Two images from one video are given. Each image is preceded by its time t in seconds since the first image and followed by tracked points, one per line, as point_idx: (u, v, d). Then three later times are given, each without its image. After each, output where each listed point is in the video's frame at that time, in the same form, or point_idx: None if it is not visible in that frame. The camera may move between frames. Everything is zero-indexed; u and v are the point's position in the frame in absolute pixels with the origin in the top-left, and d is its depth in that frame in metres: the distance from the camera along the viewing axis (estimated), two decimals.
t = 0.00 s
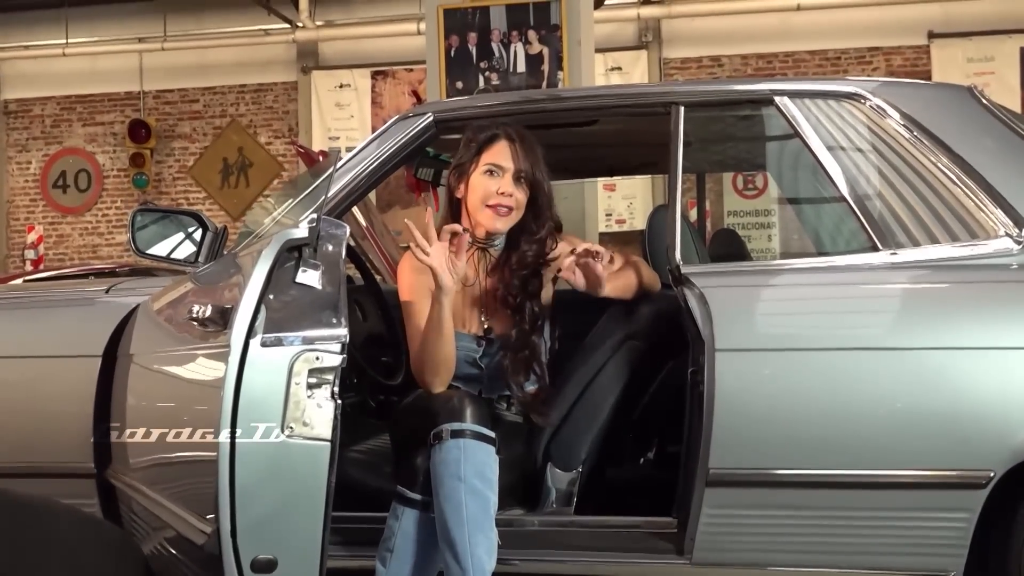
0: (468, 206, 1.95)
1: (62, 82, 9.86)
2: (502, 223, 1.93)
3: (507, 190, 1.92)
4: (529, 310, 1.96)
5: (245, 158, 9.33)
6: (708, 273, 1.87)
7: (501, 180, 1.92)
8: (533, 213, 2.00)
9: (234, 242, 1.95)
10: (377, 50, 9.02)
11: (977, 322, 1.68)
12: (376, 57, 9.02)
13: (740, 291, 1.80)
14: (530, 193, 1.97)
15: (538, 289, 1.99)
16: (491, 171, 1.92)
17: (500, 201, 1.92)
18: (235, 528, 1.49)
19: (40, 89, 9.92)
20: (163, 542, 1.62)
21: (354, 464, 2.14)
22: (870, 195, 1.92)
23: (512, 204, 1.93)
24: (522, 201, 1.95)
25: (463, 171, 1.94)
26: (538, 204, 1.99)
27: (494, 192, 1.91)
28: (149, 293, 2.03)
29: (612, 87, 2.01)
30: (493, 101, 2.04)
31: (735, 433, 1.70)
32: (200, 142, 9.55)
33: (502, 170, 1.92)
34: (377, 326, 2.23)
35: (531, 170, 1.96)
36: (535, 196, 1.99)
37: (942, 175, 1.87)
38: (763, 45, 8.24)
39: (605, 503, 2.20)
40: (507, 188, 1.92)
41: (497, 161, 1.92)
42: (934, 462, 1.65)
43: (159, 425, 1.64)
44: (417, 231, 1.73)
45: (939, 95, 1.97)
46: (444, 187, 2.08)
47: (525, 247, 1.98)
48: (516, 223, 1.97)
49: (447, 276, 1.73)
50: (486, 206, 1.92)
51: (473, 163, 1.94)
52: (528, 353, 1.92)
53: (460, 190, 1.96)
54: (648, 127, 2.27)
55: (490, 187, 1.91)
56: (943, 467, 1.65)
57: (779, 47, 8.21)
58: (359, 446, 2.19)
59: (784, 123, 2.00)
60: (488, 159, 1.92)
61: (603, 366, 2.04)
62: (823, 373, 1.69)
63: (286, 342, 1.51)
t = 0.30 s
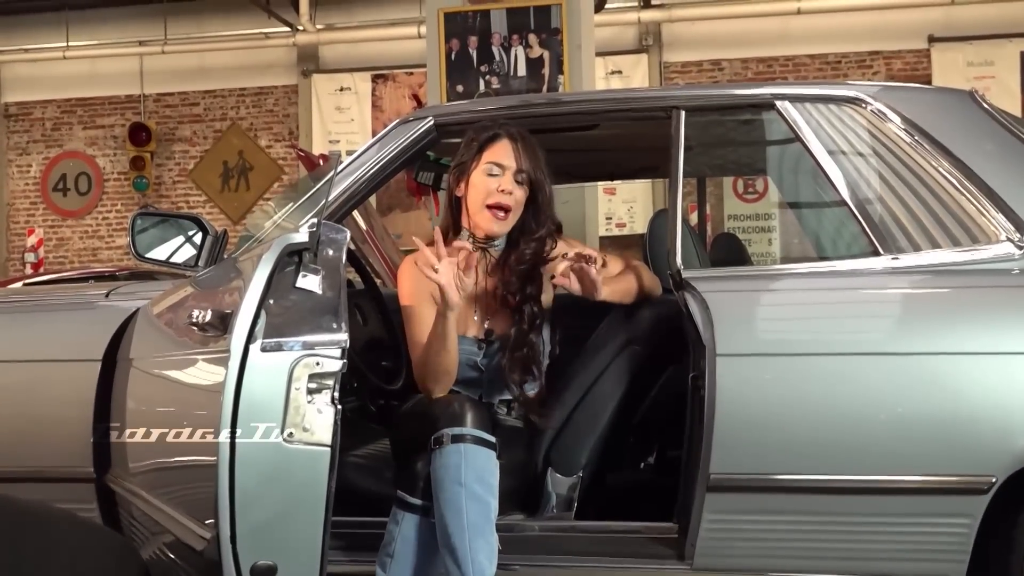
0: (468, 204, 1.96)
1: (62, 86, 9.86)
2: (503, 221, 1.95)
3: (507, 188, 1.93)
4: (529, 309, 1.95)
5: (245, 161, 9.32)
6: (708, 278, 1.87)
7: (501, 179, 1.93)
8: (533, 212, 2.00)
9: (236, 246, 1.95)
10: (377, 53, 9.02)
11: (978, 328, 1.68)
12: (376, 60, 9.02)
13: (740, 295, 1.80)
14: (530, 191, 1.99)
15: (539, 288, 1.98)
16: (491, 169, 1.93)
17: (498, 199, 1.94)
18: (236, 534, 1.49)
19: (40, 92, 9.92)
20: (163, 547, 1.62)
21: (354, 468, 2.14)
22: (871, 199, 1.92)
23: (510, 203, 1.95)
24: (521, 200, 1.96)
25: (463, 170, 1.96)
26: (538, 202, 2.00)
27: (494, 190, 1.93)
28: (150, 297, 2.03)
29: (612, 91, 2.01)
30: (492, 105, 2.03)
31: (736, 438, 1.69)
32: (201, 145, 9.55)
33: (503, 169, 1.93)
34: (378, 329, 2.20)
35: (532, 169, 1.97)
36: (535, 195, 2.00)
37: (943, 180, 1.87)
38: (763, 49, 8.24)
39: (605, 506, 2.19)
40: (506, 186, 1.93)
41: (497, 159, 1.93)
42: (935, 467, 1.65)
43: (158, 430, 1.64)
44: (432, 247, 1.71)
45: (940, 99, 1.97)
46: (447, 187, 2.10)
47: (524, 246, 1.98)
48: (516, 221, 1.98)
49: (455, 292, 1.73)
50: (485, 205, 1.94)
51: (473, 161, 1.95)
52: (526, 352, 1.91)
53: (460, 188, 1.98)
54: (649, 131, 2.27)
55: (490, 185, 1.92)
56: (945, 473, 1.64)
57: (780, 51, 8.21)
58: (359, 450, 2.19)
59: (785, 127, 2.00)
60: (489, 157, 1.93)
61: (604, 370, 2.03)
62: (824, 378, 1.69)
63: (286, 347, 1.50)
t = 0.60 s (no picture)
0: (471, 207, 1.98)
1: (63, 89, 9.87)
2: (506, 223, 1.96)
3: (510, 190, 1.95)
4: (530, 312, 1.96)
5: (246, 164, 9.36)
6: (710, 282, 1.86)
7: (504, 181, 1.94)
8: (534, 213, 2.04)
9: (236, 249, 1.95)
10: (379, 56, 9.02)
11: (983, 333, 1.67)
12: (377, 64, 9.01)
13: (743, 300, 1.80)
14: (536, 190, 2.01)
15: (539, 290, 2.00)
16: (494, 172, 1.94)
17: (501, 201, 1.95)
18: (237, 538, 1.48)
19: (41, 96, 9.93)
20: (162, 551, 1.60)
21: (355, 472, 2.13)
22: (875, 203, 1.91)
23: (514, 204, 1.96)
24: (524, 201, 1.98)
25: (465, 173, 1.97)
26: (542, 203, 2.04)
27: (497, 193, 1.94)
28: (151, 300, 2.02)
29: (615, 94, 2.00)
30: (494, 108, 2.03)
31: (739, 443, 1.68)
32: (202, 148, 9.56)
33: (505, 172, 1.94)
34: (380, 333, 2.18)
35: (535, 171, 1.98)
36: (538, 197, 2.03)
37: (947, 184, 1.86)
38: (765, 53, 8.25)
39: (608, 512, 2.19)
40: (509, 188, 1.94)
41: (500, 162, 1.93)
42: (938, 473, 1.64)
43: (160, 434, 1.64)
44: (417, 225, 1.72)
45: (944, 103, 1.97)
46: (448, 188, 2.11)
47: (523, 247, 2.03)
48: (519, 223, 2.01)
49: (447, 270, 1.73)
50: (489, 207, 1.96)
51: (475, 164, 1.95)
52: (529, 355, 1.93)
53: (462, 191, 1.99)
54: (652, 134, 2.27)
55: (493, 188, 1.94)
56: (949, 479, 1.63)
57: (781, 55, 8.22)
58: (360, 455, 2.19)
59: (789, 130, 1.99)
60: (491, 160, 1.93)
61: (606, 375, 2.01)
62: (827, 382, 1.68)
63: (289, 351, 1.49)
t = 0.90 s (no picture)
0: (469, 202, 1.98)
1: (63, 90, 9.86)
2: (503, 216, 1.96)
3: (506, 182, 1.94)
4: (530, 311, 1.96)
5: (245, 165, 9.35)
6: (711, 283, 1.86)
7: (500, 173, 1.94)
8: (533, 210, 2.02)
9: (236, 250, 1.94)
10: (378, 57, 9.01)
11: (984, 335, 1.66)
12: (376, 65, 9.01)
13: (743, 301, 1.79)
14: (531, 189, 1.99)
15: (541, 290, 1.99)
16: (491, 164, 1.94)
17: (498, 193, 1.94)
18: (237, 540, 1.48)
19: (40, 96, 9.92)
20: (161, 553, 1.60)
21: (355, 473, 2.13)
22: (877, 204, 1.90)
23: (510, 197, 1.96)
24: (522, 196, 1.97)
25: (466, 168, 1.98)
26: (536, 203, 2.01)
27: (494, 184, 1.94)
28: (150, 301, 2.02)
29: (615, 95, 2.00)
30: (494, 108, 2.03)
31: (740, 445, 1.68)
32: (201, 149, 9.56)
33: (502, 164, 1.94)
34: (380, 334, 2.18)
35: (532, 166, 1.97)
36: (536, 194, 2.00)
37: (949, 185, 1.86)
38: (765, 55, 8.25)
39: (607, 516, 2.17)
40: (505, 180, 1.94)
41: (497, 154, 1.93)
42: (939, 475, 1.63)
43: (159, 435, 1.63)
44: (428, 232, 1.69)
45: (945, 104, 1.97)
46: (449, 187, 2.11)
47: (523, 243, 2.00)
48: (517, 218, 1.99)
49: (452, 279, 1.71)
50: (486, 199, 1.95)
51: (474, 158, 1.96)
52: (530, 355, 1.93)
53: (461, 187, 1.99)
54: (652, 136, 2.27)
55: (490, 180, 1.94)
56: (950, 482, 1.63)
57: (781, 57, 8.22)
58: (359, 456, 2.19)
59: (790, 131, 1.99)
60: (489, 152, 1.94)
61: (607, 377, 2.00)
62: (828, 384, 1.68)
63: (289, 352, 1.49)
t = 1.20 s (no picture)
0: (469, 199, 1.96)
1: (61, 88, 9.85)
2: (502, 213, 1.94)
3: (506, 180, 1.93)
4: (529, 308, 1.96)
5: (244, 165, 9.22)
6: (711, 283, 1.85)
7: (499, 171, 1.92)
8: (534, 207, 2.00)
9: (235, 248, 1.93)
10: (377, 57, 9.01)
11: (985, 337, 1.65)
12: (376, 65, 9.00)
13: (743, 301, 1.78)
14: (531, 186, 1.98)
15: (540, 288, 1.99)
16: (491, 162, 1.93)
17: (498, 190, 1.93)
18: (234, 541, 1.47)
19: (38, 95, 9.91)
20: (157, 553, 1.59)
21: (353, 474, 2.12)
22: (878, 205, 1.90)
23: (510, 194, 1.94)
24: (522, 192, 1.95)
25: (464, 166, 1.96)
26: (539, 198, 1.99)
27: (493, 182, 1.92)
28: (147, 300, 2.01)
29: (614, 95, 1.99)
30: (494, 107, 2.02)
31: (739, 447, 1.67)
32: (200, 148, 9.56)
33: (502, 162, 1.93)
34: (378, 334, 2.16)
35: (533, 163, 1.96)
36: (536, 192, 1.99)
37: (950, 185, 1.85)
38: (764, 56, 8.25)
39: (604, 517, 2.17)
40: (505, 177, 1.92)
41: (497, 153, 1.93)
42: (940, 477, 1.62)
43: (156, 435, 1.62)
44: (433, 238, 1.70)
45: (947, 104, 1.96)
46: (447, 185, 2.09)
47: (523, 242, 1.98)
48: (517, 215, 1.98)
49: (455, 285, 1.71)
50: (485, 196, 1.94)
51: (473, 156, 1.95)
52: (527, 352, 1.93)
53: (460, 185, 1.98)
54: (653, 136, 2.26)
55: (489, 177, 1.92)
56: (950, 484, 1.62)
57: (780, 58, 8.22)
58: (357, 457, 2.18)
59: (790, 131, 1.99)
60: (489, 150, 1.93)
61: (606, 377, 1.99)
62: (828, 385, 1.67)
63: (287, 351, 1.48)
